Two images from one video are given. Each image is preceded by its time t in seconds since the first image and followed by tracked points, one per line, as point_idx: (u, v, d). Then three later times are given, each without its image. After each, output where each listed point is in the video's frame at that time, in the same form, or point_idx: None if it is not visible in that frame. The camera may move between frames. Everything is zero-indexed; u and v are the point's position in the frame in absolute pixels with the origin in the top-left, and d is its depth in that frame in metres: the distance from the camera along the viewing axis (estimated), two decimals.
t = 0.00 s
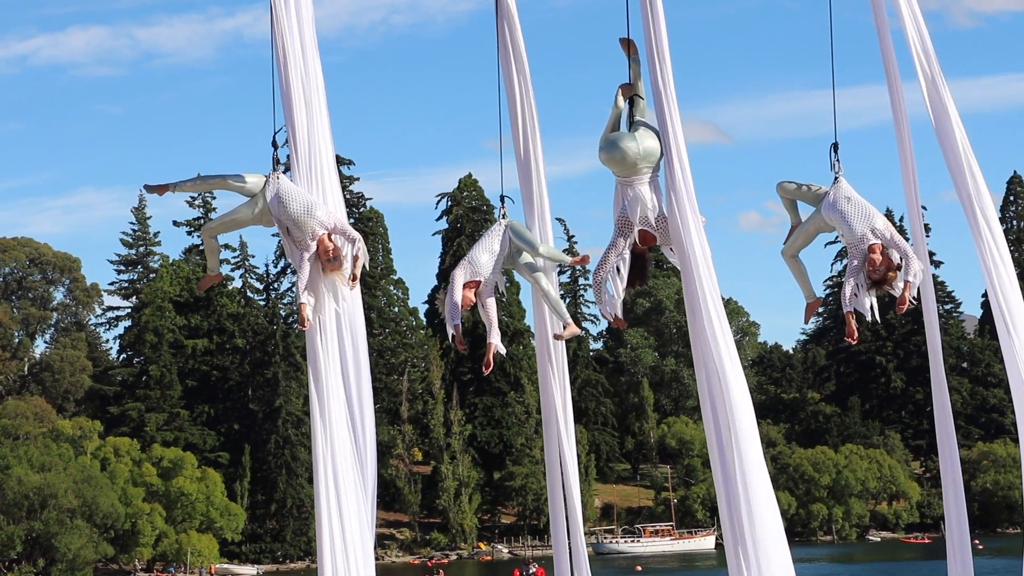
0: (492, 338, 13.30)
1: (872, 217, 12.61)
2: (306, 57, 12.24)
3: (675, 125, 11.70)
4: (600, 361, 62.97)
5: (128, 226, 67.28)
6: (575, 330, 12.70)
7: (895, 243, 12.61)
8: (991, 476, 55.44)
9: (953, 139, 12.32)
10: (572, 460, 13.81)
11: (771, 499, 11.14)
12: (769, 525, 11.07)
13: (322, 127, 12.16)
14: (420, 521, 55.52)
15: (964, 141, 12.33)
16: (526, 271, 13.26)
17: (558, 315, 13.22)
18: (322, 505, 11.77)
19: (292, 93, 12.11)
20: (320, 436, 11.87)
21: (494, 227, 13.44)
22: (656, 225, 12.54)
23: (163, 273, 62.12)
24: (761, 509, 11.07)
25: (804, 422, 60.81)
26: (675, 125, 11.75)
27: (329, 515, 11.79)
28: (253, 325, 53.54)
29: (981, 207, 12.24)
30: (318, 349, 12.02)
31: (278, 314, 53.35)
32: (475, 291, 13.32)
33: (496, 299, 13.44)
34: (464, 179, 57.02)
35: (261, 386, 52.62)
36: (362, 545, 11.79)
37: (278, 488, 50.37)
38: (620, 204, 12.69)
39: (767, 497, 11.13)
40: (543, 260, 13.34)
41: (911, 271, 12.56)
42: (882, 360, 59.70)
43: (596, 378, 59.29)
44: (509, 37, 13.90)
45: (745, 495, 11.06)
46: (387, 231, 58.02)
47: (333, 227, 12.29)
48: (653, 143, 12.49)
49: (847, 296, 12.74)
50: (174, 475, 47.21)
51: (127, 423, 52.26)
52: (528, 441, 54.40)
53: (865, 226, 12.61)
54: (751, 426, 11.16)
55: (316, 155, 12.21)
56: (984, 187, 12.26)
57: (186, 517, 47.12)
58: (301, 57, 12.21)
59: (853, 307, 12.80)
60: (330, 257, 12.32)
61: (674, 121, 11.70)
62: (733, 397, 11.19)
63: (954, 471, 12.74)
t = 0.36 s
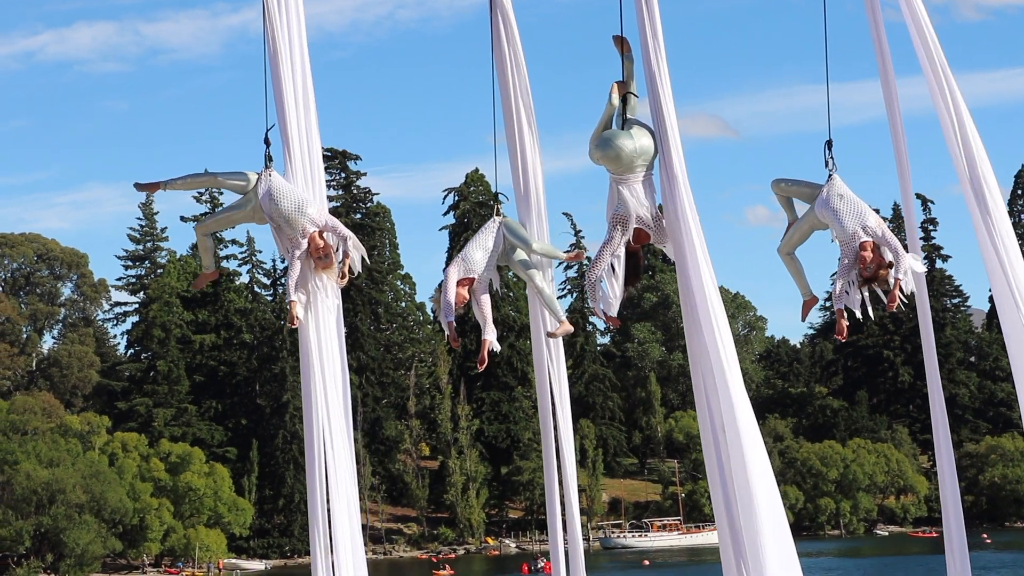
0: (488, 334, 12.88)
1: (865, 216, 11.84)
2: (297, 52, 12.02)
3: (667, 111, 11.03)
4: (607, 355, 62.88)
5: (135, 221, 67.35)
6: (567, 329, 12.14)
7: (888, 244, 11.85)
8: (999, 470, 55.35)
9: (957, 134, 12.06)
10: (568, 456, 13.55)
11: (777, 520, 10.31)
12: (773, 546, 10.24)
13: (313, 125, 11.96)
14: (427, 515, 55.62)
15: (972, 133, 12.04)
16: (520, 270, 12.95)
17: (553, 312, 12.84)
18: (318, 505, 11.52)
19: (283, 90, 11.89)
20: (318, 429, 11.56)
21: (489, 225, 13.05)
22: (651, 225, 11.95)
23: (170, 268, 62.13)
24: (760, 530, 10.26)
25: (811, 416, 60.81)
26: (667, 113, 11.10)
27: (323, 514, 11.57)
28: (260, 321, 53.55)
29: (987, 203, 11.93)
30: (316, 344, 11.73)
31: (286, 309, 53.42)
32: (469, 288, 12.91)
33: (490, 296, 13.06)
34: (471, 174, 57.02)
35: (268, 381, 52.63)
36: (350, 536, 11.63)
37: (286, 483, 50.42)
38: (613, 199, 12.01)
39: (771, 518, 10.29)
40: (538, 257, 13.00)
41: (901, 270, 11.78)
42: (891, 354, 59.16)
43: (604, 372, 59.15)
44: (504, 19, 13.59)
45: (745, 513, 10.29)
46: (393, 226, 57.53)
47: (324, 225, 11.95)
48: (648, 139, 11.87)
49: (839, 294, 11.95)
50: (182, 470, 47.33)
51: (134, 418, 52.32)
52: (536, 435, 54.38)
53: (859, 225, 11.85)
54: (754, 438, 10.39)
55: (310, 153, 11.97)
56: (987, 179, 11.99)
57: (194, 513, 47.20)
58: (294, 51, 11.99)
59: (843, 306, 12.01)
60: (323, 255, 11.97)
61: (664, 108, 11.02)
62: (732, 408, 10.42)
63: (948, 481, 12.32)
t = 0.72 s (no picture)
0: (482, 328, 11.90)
1: (854, 208, 10.65)
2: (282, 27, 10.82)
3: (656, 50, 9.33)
4: (616, 343, 62.76)
5: (145, 210, 67.39)
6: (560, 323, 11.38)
7: (880, 238, 10.69)
8: (1009, 458, 55.27)
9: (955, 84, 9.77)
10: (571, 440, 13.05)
11: (777, 520, 8.70)
12: (770, 544, 8.63)
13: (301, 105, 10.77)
14: (436, 504, 55.76)
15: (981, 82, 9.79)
16: (515, 264, 11.92)
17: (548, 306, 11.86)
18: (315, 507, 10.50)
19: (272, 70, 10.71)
20: (311, 432, 10.56)
21: (481, 215, 11.97)
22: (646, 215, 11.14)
23: (179, 257, 62.11)
24: (759, 529, 8.65)
25: (821, 405, 60.86)
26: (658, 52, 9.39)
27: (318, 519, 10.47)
28: (270, 310, 53.47)
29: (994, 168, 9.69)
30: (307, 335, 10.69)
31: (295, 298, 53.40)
32: (461, 282, 11.78)
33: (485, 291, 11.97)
34: (480, 161, 56.86)
35: (279, 369, 52.60)
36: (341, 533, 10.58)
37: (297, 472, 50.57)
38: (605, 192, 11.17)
39: (770, 517, 8.69)
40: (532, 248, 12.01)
41: (888, 264, 10.70)
42: (900, 343, 59.24)
43: (613, 361, 59.10)
44: None
45: (739, 508, 8.67)
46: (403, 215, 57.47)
47: (313, 217, 10.92)
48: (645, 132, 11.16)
49: (826, 290, 10.91)
50: (192, 458, 47.31)
51: (145, 406, 52.53)
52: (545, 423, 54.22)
53: (844, 218, 10.64)
54: (754, 423, 8.84)
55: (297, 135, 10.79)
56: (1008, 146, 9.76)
57: (204, 501, 47.34)
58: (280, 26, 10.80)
59: (832, 300, 10.97)
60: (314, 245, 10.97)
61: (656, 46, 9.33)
62: (727, 388, 8.84)
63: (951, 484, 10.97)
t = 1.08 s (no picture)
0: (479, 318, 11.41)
1: (847, 196, 10.29)
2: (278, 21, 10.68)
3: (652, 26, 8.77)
4: (624, 329, 62.71)
5: (153, 197, 67.40)
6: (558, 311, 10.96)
7: (874, 228, 10.34)
8: (1020, 443, 55.41)
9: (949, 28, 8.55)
10: (575, 446, 12.38)
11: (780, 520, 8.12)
12: (769, 540, 8.03)
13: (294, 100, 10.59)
14: (445, 491, 55.92)
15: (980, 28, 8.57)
16: (513, 255, 11.54)
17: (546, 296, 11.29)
18: (307, 497, 10.30)
19: (268, 66, 10.59)
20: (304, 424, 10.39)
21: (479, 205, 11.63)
22: (643, 207, 11.03)
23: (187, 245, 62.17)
24: (761, 529, 8.05)
25: (829, 390, 60.88)
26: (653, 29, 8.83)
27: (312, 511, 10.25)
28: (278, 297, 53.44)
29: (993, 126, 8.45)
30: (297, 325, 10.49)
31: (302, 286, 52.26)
32: (459, 271, 11.54)
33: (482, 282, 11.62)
34: (488, 147, 56.78)
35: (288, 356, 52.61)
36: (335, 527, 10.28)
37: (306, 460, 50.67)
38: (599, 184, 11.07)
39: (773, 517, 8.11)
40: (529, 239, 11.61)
41: (881, 253, 10.31)
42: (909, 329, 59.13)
43: (621, 348, 59.04)
44: None
45: (739, 501, 8.06)
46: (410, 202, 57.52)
47: (304, 210, 10.66)
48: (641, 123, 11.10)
49: (820, 279, 10.56)
50: (201, 446, 47.41)
51: (154, 394, 52.84)
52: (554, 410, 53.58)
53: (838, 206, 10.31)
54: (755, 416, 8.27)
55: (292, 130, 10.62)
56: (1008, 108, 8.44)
57: (214, 488, 47.42)
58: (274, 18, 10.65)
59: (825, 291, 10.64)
60: (307, 237, 10.71)
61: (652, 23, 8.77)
62: (727, 379, 8.22)
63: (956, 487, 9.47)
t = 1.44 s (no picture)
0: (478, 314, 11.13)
1: (843, 191, 10.20)
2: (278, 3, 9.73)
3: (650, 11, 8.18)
4: (634, 322, 62.56)
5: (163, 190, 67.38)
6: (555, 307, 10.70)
7: (871, 224, 10.20)
8: None
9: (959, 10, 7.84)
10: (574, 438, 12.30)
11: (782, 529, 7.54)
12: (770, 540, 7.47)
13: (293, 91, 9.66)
14: (454, 484, 56.02)
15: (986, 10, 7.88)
16: (512, 251, 11.21)
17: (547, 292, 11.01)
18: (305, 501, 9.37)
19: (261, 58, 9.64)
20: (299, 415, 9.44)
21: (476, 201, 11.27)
22: (641, 205, 10.91)
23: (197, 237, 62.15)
24: (762, 529, 7.47)
25: (840, 384, 60.68)
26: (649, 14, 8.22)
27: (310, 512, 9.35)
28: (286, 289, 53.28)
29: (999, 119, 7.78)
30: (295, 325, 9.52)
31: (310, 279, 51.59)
32: (457, 268, 11.16)
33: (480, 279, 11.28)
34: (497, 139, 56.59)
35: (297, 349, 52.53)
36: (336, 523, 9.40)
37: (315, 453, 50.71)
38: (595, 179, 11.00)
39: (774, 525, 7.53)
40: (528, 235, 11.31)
41: (876, 249, 10.22)
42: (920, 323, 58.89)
43: (631, 341, 58.86)
44: None
45: (738, 501, 7.49)
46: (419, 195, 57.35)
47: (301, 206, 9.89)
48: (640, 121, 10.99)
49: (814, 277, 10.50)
50: (211, 438, 47.34)
51: (164, 386, 53.12)
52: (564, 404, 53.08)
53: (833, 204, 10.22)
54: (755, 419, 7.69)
55: (292, 120, 9.77)
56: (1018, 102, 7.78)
57: (223, 480, 47.50)
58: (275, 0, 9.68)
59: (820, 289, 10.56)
60: (302, 234, 9.87)
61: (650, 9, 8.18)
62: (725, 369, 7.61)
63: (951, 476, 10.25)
